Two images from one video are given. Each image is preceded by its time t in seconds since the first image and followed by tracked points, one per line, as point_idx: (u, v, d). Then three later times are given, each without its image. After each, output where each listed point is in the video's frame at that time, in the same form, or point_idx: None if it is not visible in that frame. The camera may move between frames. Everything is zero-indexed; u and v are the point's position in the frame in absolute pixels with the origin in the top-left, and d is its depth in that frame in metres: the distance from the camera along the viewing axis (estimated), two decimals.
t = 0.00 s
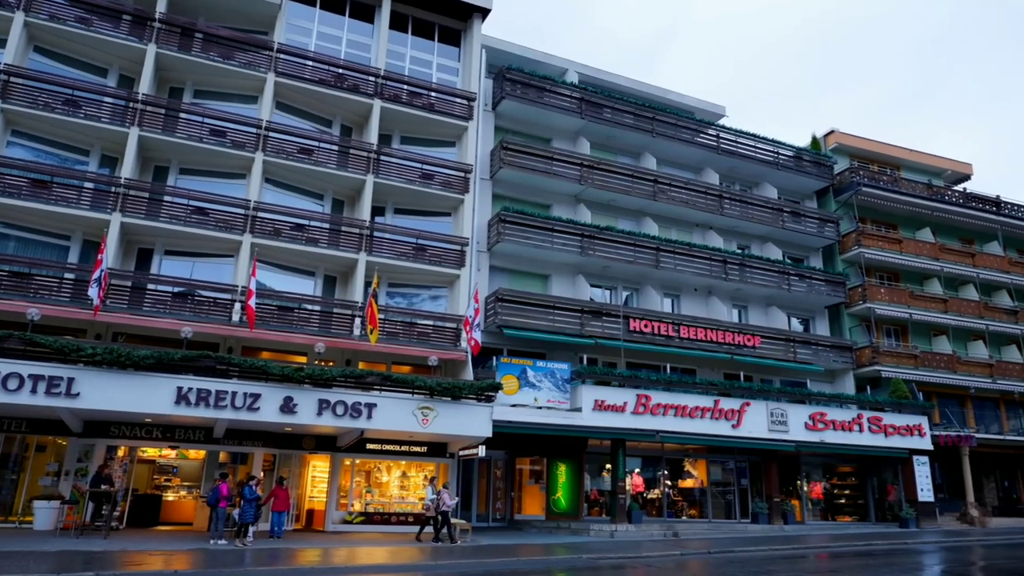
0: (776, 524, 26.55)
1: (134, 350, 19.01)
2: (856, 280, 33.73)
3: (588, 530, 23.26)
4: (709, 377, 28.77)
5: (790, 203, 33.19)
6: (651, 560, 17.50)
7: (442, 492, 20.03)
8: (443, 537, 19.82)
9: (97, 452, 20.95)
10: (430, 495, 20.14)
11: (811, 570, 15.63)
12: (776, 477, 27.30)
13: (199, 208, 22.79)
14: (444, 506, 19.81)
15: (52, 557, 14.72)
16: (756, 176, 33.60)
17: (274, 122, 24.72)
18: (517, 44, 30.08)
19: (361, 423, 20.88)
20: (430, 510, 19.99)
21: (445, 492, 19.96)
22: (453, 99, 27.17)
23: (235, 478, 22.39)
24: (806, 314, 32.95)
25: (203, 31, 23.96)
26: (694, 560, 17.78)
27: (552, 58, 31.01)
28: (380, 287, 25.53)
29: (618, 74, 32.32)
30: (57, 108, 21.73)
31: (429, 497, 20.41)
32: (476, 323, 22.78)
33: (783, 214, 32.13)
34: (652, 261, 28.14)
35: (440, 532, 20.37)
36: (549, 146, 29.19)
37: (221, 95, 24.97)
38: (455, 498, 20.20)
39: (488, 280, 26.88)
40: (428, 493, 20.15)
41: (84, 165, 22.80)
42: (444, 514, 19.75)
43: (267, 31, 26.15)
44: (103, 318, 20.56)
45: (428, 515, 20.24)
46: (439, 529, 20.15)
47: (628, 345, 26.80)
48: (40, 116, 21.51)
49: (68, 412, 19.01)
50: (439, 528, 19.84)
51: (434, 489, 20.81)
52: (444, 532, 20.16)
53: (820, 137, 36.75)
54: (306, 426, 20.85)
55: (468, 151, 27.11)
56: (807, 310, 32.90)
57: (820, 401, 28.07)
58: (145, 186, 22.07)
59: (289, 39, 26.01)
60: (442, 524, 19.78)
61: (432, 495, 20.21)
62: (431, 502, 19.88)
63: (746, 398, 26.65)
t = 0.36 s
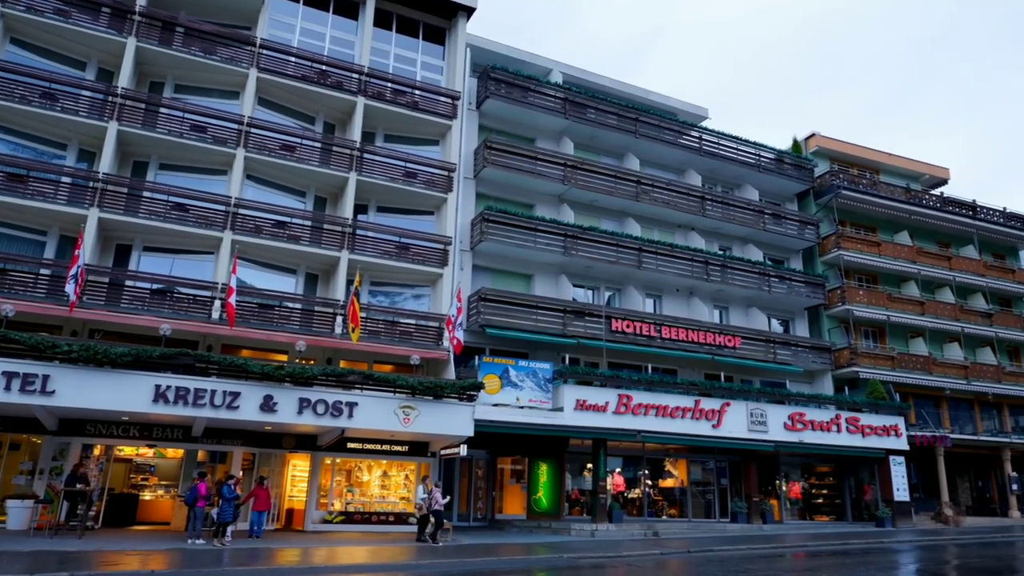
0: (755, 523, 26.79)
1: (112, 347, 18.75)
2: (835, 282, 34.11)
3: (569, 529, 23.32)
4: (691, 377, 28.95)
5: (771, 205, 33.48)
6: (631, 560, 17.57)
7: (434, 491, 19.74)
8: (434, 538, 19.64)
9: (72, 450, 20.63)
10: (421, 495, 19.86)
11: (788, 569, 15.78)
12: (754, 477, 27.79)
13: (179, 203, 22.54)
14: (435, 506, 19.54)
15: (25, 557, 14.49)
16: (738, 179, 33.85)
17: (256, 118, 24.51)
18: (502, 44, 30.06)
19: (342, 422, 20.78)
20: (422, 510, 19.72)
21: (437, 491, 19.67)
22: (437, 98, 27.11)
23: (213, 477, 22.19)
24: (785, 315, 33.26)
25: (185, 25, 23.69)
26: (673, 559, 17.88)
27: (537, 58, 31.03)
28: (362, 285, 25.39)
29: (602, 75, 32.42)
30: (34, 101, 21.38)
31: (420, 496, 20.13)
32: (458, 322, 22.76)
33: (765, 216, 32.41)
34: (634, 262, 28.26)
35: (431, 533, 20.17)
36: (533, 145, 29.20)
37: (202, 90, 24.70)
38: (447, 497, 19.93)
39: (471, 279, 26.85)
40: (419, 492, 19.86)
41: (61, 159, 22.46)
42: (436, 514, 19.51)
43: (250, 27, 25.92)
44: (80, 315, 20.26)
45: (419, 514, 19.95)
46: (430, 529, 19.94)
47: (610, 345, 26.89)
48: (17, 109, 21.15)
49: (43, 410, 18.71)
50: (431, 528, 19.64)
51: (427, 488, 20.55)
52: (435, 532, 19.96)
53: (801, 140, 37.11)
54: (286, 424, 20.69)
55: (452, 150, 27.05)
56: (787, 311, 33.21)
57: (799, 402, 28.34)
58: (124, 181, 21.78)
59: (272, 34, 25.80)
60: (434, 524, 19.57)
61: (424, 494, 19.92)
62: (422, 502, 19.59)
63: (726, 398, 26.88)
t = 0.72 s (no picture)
0: (732, 523, 27.07)
1: (86, 344, 18.46)
2: (813, 283, 34.51)
3: (548, 528, 23.37)
4: (670, 377, 29.14)
5: (750, 207, 33.80)
6: (610, 559, 17.64)
7: (425, 492, 19.31)
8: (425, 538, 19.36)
9: (44, 449, 20.27)
10: (412, 495, 19.47)
11: (764, 568, 15.93)
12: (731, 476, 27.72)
13: (157, 199, 22.26)
14: (426, 507, 19.16)
15: None
16: (718, 181, 34.11)
17: (235, 114, 24.26)
18: (485, 43, 30.03)
19: (320, 421, 20.65)
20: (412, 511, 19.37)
21: (427, 492, 19.24)
22: (420, 96, 27.03)
23: (189, 477, 21.92)
24: (764, 316, 33.59)
25: (164, 19, 23.38)
26: (651, 558, 17.96)
27: (520, 58, 31.04)
28: (342, 283, 25.25)
29: (585, 76, 32.51)
30: (8, 93, 20.98)
31: (411, 496, 19.73)
32: (439, 321, 22.71)
33: (744, 218, 32.70)
34: (615, 262, 28.38)
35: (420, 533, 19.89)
36: (516, 145, 29.21)
37: (181, 85, 24.39)
38: (438, 498, 19.53)
39: (452, 278, 26.80)
40: (410, 493, 19.47)
41: (35, 152, 22.06)
42: (426, 514, 19.15)
43: (230, 21, 25.65)
44: (53, 311, 19.93)
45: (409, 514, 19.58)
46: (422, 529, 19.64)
47: (590, 345, 26.99)
48: None
49: (14, 408, 18.36)
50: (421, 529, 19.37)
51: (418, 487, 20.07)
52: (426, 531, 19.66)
53: (781, 144, 37.49)
54: (264, 423, 20.50)
55: (434, 149, 26.98)
56: (766, 312, 33.53)
57: (776, 402, 28.63)
58: (99, 176, 21.44)
59: (253, 30, 25.56)
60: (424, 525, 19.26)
61: (415, 494, 19.51)
62: (413, 503, 19.20)
63: (705, 398, 27.08)
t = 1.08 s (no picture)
0: (709, 522, 27.28)
1: (58, 340, 18.15)
2: (790, 285, 34.89)
3: (526, 528, 23.38)
4: (649, 377, 29.30)
5: (730, 209, 34.09)
6: (587, 558, 17.70)
7: (415, 491, 19.61)
8: (414, 539, 19.46)
9: (14, 446, 19.84)
10: (401, 494, 19.69)
11: (740, 567, 16.07)
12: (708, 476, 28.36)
13: (133, 194, 21.96)
14: (417, 505, 19.43)
15: None
16: (698, 182, 34.35)
17: (214, 109, 23.98)
18: (467, 41, 29.97)
19: (298, 420, 20.50)
20: (402, 510, 19.56)
21: (418, 491, 19.57)
22: (401, 94, 26.91)
23: (164, 476, 21.58)
24: (742, 317, 33.91)
25: (141, 11, 23.05)
26: (628, 557, 18.05)
27: (502, 57, 31.03)
28: (321, 281, 25.08)
29: (567, 76, 32.59)
30: None
31: (400, 497, 19.91)
32: (419, 320, 22.63)
33: (723, 220, 32.99)
34: (596, 263, 28.48)
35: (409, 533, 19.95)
36: (497, 144, 29.19)
37: (158, 78, 24.05)
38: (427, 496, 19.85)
39: (432, 277, 26.73)
40: (399, 493, 19.68)
41: (8, 145, 21.65)
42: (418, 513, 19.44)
43: (210, 15, 25.35)
44: (25, 307, 19.57)
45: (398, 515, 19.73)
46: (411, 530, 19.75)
47: (570, 344, 27.05)
48: None
49: None
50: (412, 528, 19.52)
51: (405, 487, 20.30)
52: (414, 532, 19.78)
53: (760, 146, 37.85)
54: (240, 422, 20.30)
55: (415, 147, 26.87)
56: (744, 314, 33.83)
57: (754, 403, 28.91)
58: (74, 170, 21.08)
59: (232, 24, 25.29)
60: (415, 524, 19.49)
61: (404, 493, 19.74)
62: (404, 503, 19.43)
63: (683, 398, 27.28)
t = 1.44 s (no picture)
0: (685, 521, 27.50)
1: (28, 336, 17.79)
2: (767, 286, 35.26)
3: (503, 526, 23.38)
4: (627, 377, 29.44)
5: (708, 210, 34.37)
6: (564, 556, 17.75)
7: (406, 490, 19.38)
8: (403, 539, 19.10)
9: None
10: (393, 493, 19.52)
11: (715, 565, 16.23)
12: (686, 475, 28.67)
13: (107, 187, 21.60)
14: (408, 504, 19.21)
15: None
16: (678, 183, 34.58)
17: (191, 102, 23.66)
18: (449, 39, 29.88)
19: (274, 417, 20.35)
20: (393, 509, 19.35)
21: (409, 489, 19.33)
22: (382, 90, 26.76)
23: (136, 474, 21.31)
24: (719, 317, 34.20)
25: (117, 2, 22.65)
26: (605, 555, 18.15)
27: (484, 55, 30.98)
28: (299, 278, 24.87)
29: (549, 76, 32.63)
30: None
31: (392, 496, 19.71)
32: (398, 318, 22.53)
33: (702, 221, 33.24)
34: (575, 262, 28.55)
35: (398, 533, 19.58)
36: (478, 143, 29.15)
37: (134, 70, 23.66)
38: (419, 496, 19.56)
39: (411, 275, 26.63)
40: (391, 491, 19.52)
41: None
42: (407, 512, 19.13)
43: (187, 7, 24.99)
44: None
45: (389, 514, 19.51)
46: (400, 530, 19.43)
47: (549, 343, 27.10)
48: None
49: None
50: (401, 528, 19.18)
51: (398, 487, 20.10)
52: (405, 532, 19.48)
53: (738, 149, 38.20)
54: (215, 419, 20.07)
55: (395, 144, 26.75)
56: (721, 314, 34.13)
57: (730, 402, 29.19)
58: (46, 162, 20.68)
59: (211, 17, 24.98)
60: (404, 524, 19.15)
61: (396, 492, 19.55)
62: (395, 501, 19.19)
63: (660, 398, 27.47)
